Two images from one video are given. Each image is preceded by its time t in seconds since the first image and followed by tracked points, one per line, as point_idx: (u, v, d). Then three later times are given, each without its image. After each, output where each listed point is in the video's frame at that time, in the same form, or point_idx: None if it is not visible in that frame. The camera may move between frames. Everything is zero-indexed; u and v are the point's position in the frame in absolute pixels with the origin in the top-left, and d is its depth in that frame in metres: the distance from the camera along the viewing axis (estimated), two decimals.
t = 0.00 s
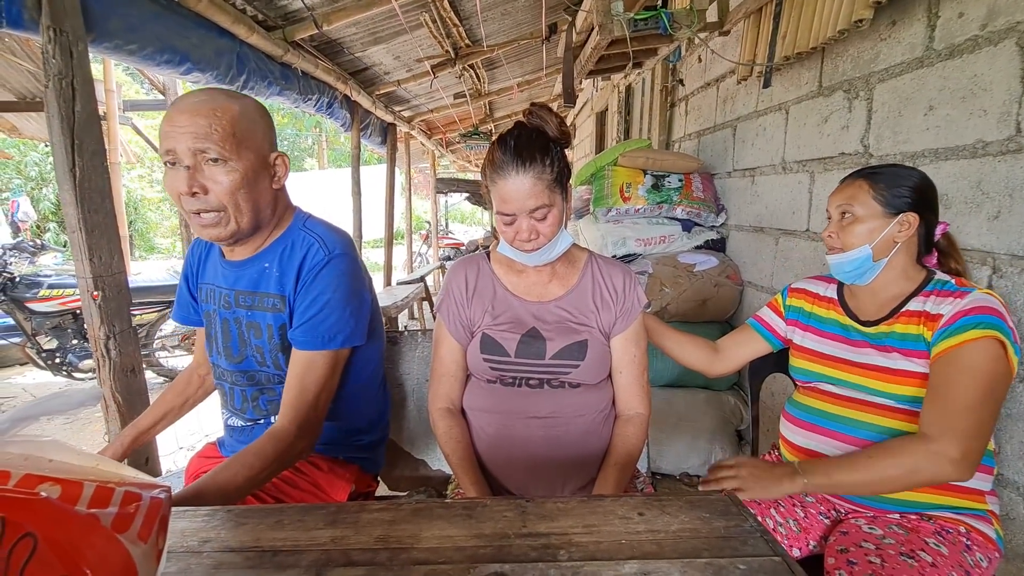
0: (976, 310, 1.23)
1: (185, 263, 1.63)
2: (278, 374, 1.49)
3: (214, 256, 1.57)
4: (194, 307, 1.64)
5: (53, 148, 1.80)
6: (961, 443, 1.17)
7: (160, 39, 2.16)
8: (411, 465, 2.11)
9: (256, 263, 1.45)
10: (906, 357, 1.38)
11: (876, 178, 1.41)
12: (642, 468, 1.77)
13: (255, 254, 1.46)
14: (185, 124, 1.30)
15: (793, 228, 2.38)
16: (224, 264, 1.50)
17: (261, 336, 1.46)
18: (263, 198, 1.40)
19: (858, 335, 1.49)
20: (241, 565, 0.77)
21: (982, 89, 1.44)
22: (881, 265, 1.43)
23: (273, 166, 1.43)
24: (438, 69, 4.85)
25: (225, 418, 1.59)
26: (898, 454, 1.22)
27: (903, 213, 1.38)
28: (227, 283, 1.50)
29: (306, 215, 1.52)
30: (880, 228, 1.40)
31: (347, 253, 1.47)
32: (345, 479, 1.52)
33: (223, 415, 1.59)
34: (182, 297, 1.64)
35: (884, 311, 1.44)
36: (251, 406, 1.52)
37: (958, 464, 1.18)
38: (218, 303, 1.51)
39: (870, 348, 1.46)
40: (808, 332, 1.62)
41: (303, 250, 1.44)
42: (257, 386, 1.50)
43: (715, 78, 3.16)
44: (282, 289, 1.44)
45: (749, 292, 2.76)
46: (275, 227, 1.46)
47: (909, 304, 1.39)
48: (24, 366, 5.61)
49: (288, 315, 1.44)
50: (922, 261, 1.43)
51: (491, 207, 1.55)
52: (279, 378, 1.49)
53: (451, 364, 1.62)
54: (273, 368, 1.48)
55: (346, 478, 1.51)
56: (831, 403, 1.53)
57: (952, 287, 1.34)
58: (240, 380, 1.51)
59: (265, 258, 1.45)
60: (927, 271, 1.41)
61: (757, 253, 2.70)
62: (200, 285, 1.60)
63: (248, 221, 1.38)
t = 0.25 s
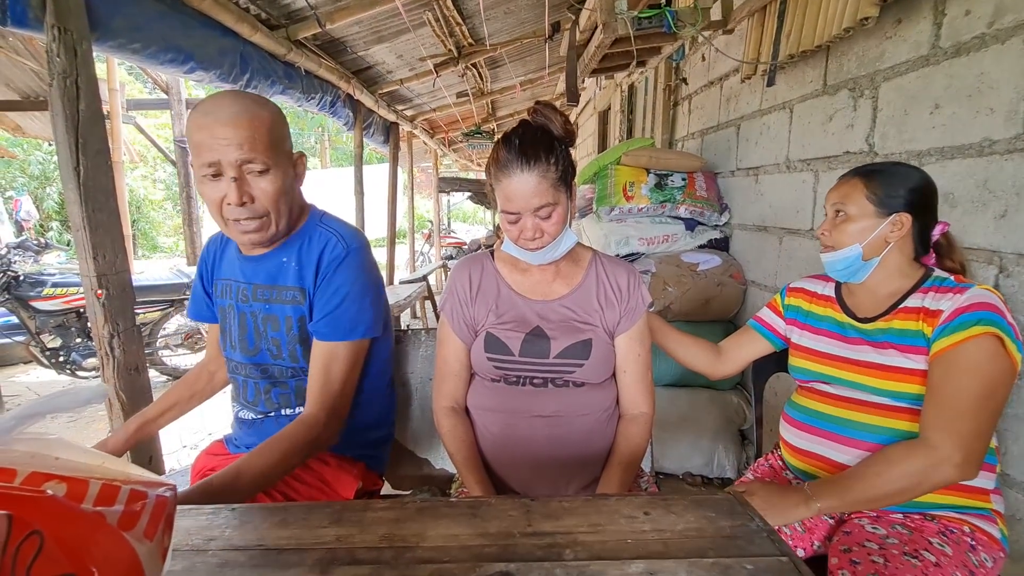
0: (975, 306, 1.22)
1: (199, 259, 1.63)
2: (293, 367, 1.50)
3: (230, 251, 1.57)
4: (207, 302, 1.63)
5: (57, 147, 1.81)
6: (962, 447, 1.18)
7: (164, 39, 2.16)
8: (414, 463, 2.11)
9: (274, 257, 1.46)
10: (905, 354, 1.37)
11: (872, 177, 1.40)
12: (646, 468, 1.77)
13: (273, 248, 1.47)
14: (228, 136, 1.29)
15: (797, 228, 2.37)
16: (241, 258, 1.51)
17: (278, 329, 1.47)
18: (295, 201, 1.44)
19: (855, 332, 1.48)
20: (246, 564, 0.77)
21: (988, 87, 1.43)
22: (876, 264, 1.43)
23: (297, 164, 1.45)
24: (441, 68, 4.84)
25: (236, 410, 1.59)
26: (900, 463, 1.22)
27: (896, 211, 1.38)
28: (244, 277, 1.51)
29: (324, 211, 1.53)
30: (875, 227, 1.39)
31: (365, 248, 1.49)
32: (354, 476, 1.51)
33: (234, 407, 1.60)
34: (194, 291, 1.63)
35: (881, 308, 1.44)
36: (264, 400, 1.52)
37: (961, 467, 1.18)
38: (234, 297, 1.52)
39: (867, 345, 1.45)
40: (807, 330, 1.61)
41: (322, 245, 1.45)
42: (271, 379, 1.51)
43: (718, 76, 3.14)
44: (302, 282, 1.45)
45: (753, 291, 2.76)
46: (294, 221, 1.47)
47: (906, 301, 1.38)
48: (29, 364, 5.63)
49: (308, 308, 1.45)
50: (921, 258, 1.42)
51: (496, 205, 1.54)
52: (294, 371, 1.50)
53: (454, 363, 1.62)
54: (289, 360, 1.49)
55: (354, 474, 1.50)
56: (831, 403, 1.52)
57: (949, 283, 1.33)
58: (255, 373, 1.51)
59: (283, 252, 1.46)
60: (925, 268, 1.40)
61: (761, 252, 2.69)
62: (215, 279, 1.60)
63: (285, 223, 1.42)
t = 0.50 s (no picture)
0: (973, 302, 1.22)
1: (212, 257, 1.65)
2: (305, 362, 1.51)
3: (244, 249, 1.60)
4: (219, 300, 1.66)
5: (61, 146, 1.81)
6: (962, 441, 1.18)
7: (166, 38, 2.17)
8: (416, 463, 2.11)
9: (290, 253, 1.50)
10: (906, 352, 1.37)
11: (864, 179, 1.42)
12: (648, 468, 1.77)
13: (290, 245, 1.51)
14: (260, 142, 1.34)
15: (798, 227, 2.37)
16: (257, 254, 1.54)
17: (292, 323, 1.49)
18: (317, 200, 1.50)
19: (855, 330, 1.48)
20: (251, 561, 0.78)
21: (989, 87, 1.44)
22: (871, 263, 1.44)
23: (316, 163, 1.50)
24: (443, 68, 4.84)
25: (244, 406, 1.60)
26: (900, 459, 1.22)
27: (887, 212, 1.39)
28: (259, 273, 1.54)
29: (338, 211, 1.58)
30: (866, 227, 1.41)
31: (379, 246, 1.53)
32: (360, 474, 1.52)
33: (242, 402, 1.60)
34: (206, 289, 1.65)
35: (881, 305, 1.44)
36: (274, 394, 1.53)
37: (962, 461, 1.18)
38: (249, 293, 1.54)
39: (867, 344, 1.45)
40: (807, 330, 1.62)
41: (338, 242, 1.49)
42: (282, 374, 1.52)
43: (720, 76, 3.15)
44: (318, 277, 1.49)
45: (754, 291, 2.76)
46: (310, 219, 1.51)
47: (906, 298, 1.39)
48: (30, 363, 5.63)
49: (324, 302, 1.48)
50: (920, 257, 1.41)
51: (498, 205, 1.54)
52: (306, 365, 1.51)
53: (456, 363, 1.62)
54: (302, 354, 1.50)
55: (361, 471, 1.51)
56: (834, 402, 1.52)
57: (948, 281, 1.33)
58: (266, 367, 1.53)
59: (299, 249, 1.49)
60: (924, 266, 1.40)
61: (762, 252, 2.70)
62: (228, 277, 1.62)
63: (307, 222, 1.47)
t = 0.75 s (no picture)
0: (979, 303, 1.22)
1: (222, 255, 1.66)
2: (314, 359, 1.51)
3: (254, 246, 1.61)
4: (227, 297, 1.66)
5: (61, 145, 1.81)
6: (965, 441, 1.17)
7: (167, 38, 2.17)
8: (416, 463, 2.11)
9: (304, 250, 1.52)
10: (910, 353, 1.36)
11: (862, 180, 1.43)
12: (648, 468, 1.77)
13: (303, 242, 1.53)
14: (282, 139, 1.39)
15: (799, 228, 2.37)
16: (269, 251, 1.56)
17: (304, 319, 1.51)
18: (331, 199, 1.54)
19: (859, 331, 1.48)
20: (250, 561, 0.77)
21: (991, 87, 1.43)
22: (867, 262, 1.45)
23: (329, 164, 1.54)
24: (444, 68, 4.83)
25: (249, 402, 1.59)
26: (902, 459, 1.22)
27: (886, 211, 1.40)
28: (271, 269, 1.55)
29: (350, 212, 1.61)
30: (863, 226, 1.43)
31: (390, 245, 1.57)
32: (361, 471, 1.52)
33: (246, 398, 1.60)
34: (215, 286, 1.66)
35: (885, 306, 1.44)
36: (282, 390, 1.53)
37: (963, 462, 1.18)
38: (260, 289, 1.55)
39: (871, 344, 1.45)
40: (811, 330, 1.61)
41: (351, 240, 1.52)
42: (291, 370, 1.53)
43: (721, 76, 3.14)
44: (332, 274, 1.51)
45: (755, 291, 2.75)
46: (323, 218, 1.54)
47: (911, 299, 1.38)
48: (32, 362, 5.64)
49: (338, 299, 1.51)
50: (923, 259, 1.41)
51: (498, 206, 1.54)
52: (314, 362, 1.52)
53: (457, 362, 1.62)
54: (313, 350, 1.51)
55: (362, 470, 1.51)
56: (836, 402, 1.52)
57: (954, 282, 1.32)
58: (275, 363, 1.53)
59: (312, 246, 1.52)
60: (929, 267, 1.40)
61: (763, 252, 2.69)
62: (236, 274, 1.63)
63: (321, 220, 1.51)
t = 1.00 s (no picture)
0: (984, 304, 1.22)
1: (229, 252, 1.66)
2: (322, 355, 1.51)
3: (262, 243, 1.62)
4: (233, 294, 1.66)
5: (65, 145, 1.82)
6: (962, 436, 1.17)
7: (170, 38, 2.17)
8: (417, 462, 2.11)
9: (314, 246, 1.53)
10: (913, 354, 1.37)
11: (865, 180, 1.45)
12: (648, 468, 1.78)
13: (313, 238, 1.54)
14: (297, 129, 1.44)
15: (800, 228, 2.37)
16: (279, 247, 1.57)
17: (314, 314, 1.51)
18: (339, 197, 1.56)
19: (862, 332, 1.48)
20: (253, 558, 0.78)
21: (994, 88, 1.43)
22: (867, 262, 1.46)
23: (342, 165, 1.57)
24: (445, 68, 4.84)
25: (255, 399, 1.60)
26: (898, 449, 1.23)
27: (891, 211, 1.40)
28: (280, 265, 1.56)
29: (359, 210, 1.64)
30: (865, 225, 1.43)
31: (400, 243, 1.59)
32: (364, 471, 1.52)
33: (252, 395, 1.61)
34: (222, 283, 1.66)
35: (889, 308, 1.44)
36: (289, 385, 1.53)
37: (960, 457, 1.18)
38: (268, 285, 1.56)
39: (874, 345, 1.45)
40: (814, 330, 1.62)
41: (362, 237, 1.54)
42: (298, 365, 1.53)
43: (723, 77, 3.14)
44: (343, 269, 1.52)
45: (756, 292, 2.75)
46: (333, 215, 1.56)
47: (915, 300, 1.38)
48: (34, 361, 5.64)
49: (349, 293, 1.52)
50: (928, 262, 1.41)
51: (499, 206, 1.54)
52: (321, 358, 1.52)
53: (458, 362, 1.62)
54: (322, 345, 1.51)
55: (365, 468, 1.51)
56: (838, 402, 1.52)
57: (958, 284, 1.33)
58: (283, 358, 1.53)
59: (323, 242, 1.53)
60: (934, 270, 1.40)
61: (764, 253, 2.69)
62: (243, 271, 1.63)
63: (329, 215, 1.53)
